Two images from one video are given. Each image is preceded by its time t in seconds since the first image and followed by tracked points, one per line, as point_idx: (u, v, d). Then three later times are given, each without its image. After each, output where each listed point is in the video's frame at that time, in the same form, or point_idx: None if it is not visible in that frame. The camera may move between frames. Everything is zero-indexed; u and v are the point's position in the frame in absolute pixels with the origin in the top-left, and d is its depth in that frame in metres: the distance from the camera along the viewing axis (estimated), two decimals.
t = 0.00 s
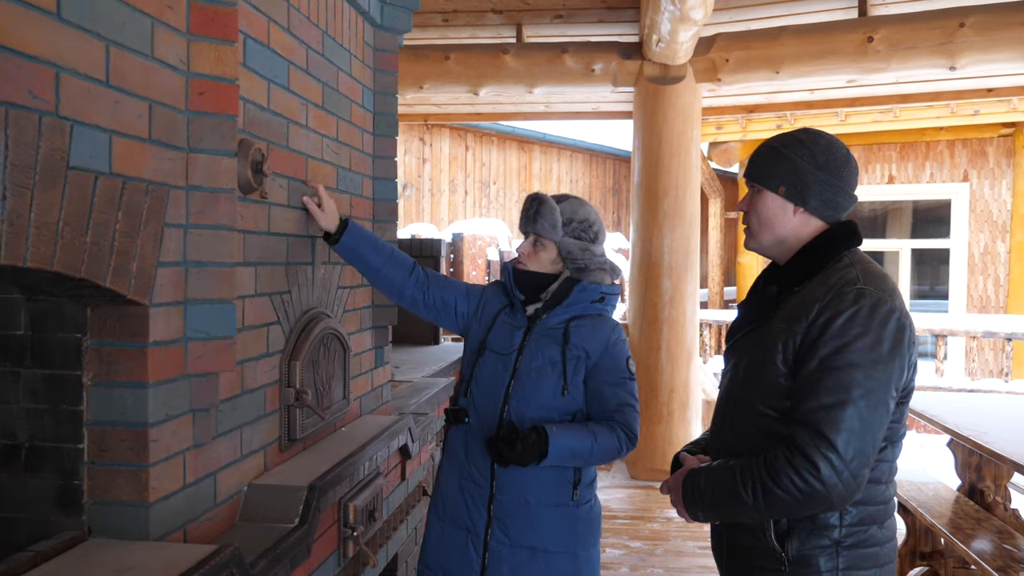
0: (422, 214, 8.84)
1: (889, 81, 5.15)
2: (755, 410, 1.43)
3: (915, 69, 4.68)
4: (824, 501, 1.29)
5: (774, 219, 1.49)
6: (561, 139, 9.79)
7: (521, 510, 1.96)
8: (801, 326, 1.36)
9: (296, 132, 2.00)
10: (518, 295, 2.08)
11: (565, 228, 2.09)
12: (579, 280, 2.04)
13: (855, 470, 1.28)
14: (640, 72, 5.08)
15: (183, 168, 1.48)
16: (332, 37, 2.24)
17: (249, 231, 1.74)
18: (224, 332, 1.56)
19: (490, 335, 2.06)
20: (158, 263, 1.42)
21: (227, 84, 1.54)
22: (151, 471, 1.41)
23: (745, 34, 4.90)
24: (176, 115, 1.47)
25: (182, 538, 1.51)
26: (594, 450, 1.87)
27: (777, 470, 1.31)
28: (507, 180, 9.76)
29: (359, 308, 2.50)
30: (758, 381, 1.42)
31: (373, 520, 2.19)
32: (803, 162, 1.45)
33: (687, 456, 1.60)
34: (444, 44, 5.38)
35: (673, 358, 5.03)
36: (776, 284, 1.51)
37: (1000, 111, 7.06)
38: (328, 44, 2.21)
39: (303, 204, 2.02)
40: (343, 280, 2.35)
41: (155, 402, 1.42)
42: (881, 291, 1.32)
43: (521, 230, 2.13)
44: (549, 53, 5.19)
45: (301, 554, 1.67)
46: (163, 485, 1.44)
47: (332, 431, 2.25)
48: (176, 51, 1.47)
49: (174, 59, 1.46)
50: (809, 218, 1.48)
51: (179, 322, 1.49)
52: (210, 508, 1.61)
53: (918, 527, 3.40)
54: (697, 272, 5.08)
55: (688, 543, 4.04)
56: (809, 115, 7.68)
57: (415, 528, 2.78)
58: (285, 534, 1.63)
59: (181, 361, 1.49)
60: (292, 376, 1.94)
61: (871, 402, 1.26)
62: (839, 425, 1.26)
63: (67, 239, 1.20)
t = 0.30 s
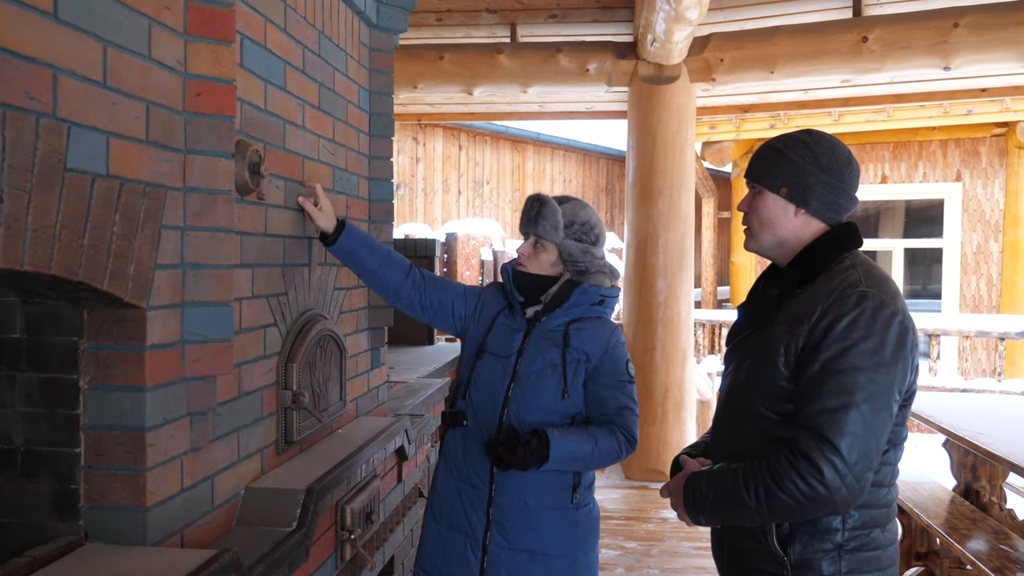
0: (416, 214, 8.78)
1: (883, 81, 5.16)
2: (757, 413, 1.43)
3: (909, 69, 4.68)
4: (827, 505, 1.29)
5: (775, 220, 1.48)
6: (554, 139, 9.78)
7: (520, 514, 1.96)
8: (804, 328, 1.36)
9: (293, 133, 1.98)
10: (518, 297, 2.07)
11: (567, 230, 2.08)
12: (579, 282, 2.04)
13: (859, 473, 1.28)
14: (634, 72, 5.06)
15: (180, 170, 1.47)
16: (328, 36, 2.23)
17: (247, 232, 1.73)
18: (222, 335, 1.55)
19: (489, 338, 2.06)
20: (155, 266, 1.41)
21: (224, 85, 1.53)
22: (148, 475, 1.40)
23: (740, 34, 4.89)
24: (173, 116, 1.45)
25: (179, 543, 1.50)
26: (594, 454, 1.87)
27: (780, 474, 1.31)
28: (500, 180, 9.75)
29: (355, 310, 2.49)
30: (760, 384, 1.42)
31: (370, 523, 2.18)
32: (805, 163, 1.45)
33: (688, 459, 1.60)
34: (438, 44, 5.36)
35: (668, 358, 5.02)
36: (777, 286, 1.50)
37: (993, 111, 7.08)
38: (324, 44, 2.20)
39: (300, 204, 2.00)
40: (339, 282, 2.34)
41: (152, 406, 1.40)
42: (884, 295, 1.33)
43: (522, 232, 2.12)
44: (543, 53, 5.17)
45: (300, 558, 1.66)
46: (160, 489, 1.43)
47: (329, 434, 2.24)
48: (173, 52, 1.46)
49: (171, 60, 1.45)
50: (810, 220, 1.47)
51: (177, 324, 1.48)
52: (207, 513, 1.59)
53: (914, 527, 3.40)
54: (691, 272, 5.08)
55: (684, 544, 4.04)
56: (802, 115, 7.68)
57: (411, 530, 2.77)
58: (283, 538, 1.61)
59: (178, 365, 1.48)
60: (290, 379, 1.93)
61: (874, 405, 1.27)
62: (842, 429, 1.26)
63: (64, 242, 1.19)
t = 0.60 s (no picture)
0: (412, 212, 8.70)
1: (881, 79, 5.13)
2: (766, 424, 1.40)
3: (910, 67, 4.65)
4: (840, 520, 1.25)
5: (784, 225, 1.44)
6: (550, 136, 9.74)
7: (519, 522, 1.92)
8: (815, 336, 1.32)
9: (288, 134, 1.94)
10: (518, 300, 2.03)
11: (567, 233, 2.04)
12: (580, 286, 1.99)
13: (872, 487, 1.24)
14: (632, 71, 5.01)
15: (173, 175, 1.43)
16: (324, 36, 2.18)
17: (241, 237, 1.69)
18: (217, 343, 1.51)
19: (488, 343, 2.02)
20: (147, 273, 1.37)
21: (219, 86, 1.49)
22: (140, 489, 1.36)
23: (738, 32, 4.85)
24: (165, 119, 1.41)
25: (172, 558, 1.46)
26: (595, 462, 1.84)
27: (791, 488, 1.27)
28: (496, 178, 9.71)
29: (352, 313, 2.45)
30: (769, 394, 1.39)
31: (367, 532, 2.15)
32: (815, 167, 1.41)
33: (694, 470, 1.56)
34: (434, 41, 5.32)
35: (666, 358, 4.99)
36: (784, 293, 1.47)
37: (991, 108, 7.05)
38: (320, 43, 2.15)
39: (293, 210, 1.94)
40: (336, 285, 2.30)
41: (144, 418, 1.36)
42: (897, 302, 1.28)
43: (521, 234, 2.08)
44: (540, 51, 5.13)
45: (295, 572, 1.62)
46: (152, 503, 1.39)
47: (325, 440, 2.20)
48: (166, 53, 1.41)
49: (164, 61, 1.41)
50: (820, 224, 1.44)
51: (170, 333, 1.43)
52: (200, 526, 1.56)
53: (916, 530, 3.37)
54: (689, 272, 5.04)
55: (683, 546, 4.01)
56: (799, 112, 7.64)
57: (409, 535, 2.74)
58: (279, 552, 1.57)
59: (171, 375, 1.44)
60: (286, 386, 1.89)
61: (889, 417, 1.23)
62: (856, 442, 1.23)
63: (53, 251, 1.15)
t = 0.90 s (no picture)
0: (409, 213, 8.61)
1: (886, 78, 5.05)
2: (784, 443, 1.32)
3: (915, 66, 4.58)
4: (865, 546, 1.18)
5: (801, 230, 1.36)
6: (549, 137, 9.66)
7: (520, 540, 1.84)
8: (836, 351, 1.24)
9: (279, 135, 1.86)
10: (519, 307, 1.95)
11: (574, 237, 1.97)
12: (586, 291, 1.91)
13: (900, 512, 1.17)
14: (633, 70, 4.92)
15: (153, 178, 1.35)
16: (317, 33, 2.10)
17: (228, 243, 1.61)
18: (201, 356, 1.43)
19: (487, 352, 1.94)
20: (125, 283, 1.29)
21: (203, 84, 1.41)
22: (117, 513, 1.28)
23: (740, 31, 4.78)
24: (145, 119, 1.33)
25: None
26: (600, 478, 1.76)
27: (814, 513, 1.20)
28: (494, 178, 9.62)
29: (346, 319, 2.37)
30: (786, 411, 1.31)
31: (361, 548, 2.07)
32: (835, 170, 1.33)
33: (706, 488, 1.49)
34: (432, 40, 5.23)
35: (668, 362, 4.91)
36: (802, 303, 1.39)
37: (994, 108, 6.99)
38: (313, 41, 2.07)
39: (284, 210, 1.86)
40: (329, 291, 2.21)
41: (122, 437, 1.28)
42: (924, 314, 1.21)
43: (525, 238, 2.00)
44: (539, 50, 5.05)
45: None
46: (131, 528, 1.31)
47: (318, 452, 2.11)
48: (146, 49, 1.33)
49: (144, 58, 1.33)
50: (839, 231, 1.36)
51: (150, 346, 1.35)
52: (184, 548, 1.48)
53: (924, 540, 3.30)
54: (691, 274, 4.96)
55: (686, 555, 3.93)
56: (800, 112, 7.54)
57: (405, 548, 2.66)
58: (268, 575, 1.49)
59: (152, 390, 1.36)
60: (276, 399, 1.81)
61: (917, 437, 1.15)
62: (882, 464, 1.15)
63: (18, 261, 1.07)
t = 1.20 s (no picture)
0: (407, 214, 8.48)
1: (893, 76, 4.91)
2: (803, 470, 1.18)
3: (925, 63, 4.44)
4: None
5: (822, 234, 1.23)
6: (549, 137, 9.53)
7: (513, 567, 1.70)
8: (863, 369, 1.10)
9: (253, 131, 1.72)
10: (515, 316, 1.81)
11: (574, 241, 1.83)
12: (586, 299, 1.78)
13: (937, 553, 1.03)
14: (634, 68, 4.78)
15: (102, 177, 1.22)
16: (297, 23, 1.97)
17: (193, 248, 1.47)
18: (157, 374, 1.29)
19: (481, 365, 1.80)
20: (68, 294, 1.16)
21: (159, 73, 1.27)
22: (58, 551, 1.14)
23: (744, 27, 4.64)
24: (92, 111, 1.20)
25: None
26: (599, 502, 1.61)
27: (838, 552, 1.06)
28: (493, 180, 9.48)
29: (331, 328, 2.23)
30: (805, 435, 1.17)
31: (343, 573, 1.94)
32: (860, 167, 1.20)
33: (717, 519, 1.35)
34: (428, 38, 5.10)
35: (669, 368, 4.76)
36: (823, 316, 1.25)
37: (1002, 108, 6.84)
38: (292, 31, 1.94)
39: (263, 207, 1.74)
40: (311, 299, 2.07)
41: (63, 466, 1.15)
42: (962, 328, 1.07)
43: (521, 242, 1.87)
44: (538, 48, 4.91)
45: None
46: (74, 566, 1.18)
47: (298, 471, 1.98)
48: (92, 33, 1.20)
49: (90, 43, 1.20)
50: (864, 235, 1.22)
51: (98, 364, 1.22)
52: None
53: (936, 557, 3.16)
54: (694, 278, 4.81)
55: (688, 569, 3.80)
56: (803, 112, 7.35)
57: (395, 568, 2.53)
58: None
59: (100, 414, 1.23)
60: (249, 416, 1.68)
61: (956, 468, 1.01)
62: (917, 499, 1.01)
63: None
